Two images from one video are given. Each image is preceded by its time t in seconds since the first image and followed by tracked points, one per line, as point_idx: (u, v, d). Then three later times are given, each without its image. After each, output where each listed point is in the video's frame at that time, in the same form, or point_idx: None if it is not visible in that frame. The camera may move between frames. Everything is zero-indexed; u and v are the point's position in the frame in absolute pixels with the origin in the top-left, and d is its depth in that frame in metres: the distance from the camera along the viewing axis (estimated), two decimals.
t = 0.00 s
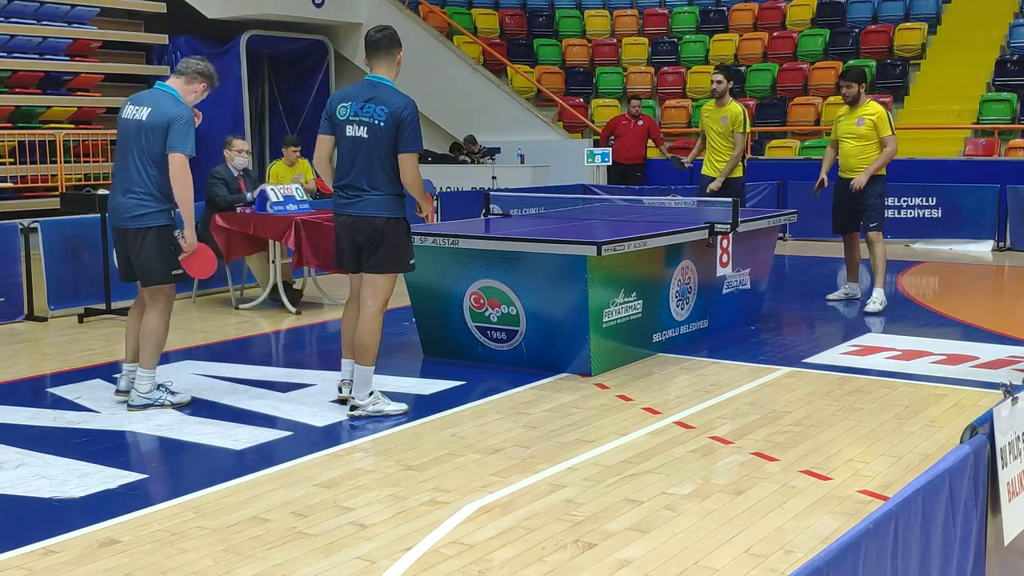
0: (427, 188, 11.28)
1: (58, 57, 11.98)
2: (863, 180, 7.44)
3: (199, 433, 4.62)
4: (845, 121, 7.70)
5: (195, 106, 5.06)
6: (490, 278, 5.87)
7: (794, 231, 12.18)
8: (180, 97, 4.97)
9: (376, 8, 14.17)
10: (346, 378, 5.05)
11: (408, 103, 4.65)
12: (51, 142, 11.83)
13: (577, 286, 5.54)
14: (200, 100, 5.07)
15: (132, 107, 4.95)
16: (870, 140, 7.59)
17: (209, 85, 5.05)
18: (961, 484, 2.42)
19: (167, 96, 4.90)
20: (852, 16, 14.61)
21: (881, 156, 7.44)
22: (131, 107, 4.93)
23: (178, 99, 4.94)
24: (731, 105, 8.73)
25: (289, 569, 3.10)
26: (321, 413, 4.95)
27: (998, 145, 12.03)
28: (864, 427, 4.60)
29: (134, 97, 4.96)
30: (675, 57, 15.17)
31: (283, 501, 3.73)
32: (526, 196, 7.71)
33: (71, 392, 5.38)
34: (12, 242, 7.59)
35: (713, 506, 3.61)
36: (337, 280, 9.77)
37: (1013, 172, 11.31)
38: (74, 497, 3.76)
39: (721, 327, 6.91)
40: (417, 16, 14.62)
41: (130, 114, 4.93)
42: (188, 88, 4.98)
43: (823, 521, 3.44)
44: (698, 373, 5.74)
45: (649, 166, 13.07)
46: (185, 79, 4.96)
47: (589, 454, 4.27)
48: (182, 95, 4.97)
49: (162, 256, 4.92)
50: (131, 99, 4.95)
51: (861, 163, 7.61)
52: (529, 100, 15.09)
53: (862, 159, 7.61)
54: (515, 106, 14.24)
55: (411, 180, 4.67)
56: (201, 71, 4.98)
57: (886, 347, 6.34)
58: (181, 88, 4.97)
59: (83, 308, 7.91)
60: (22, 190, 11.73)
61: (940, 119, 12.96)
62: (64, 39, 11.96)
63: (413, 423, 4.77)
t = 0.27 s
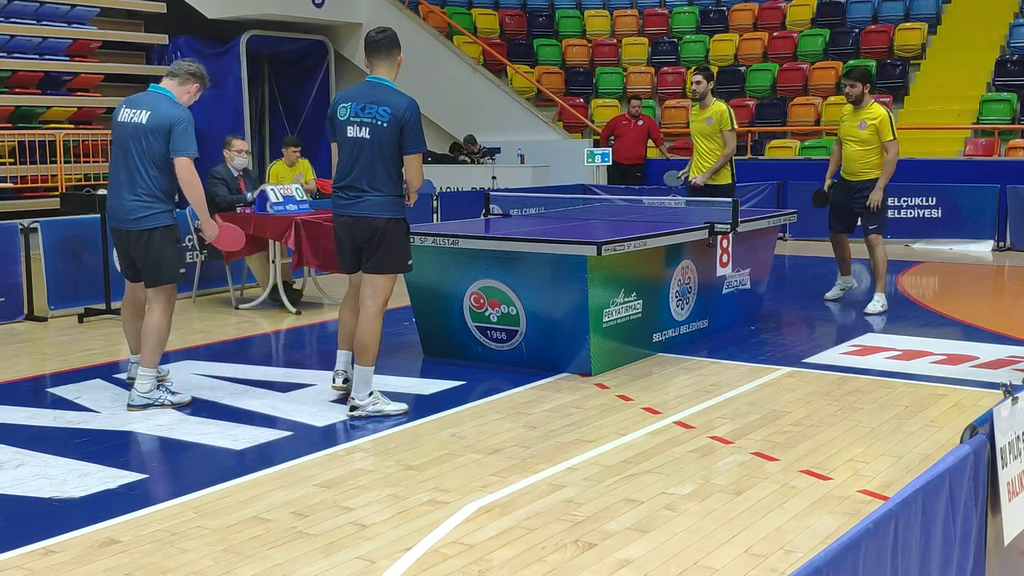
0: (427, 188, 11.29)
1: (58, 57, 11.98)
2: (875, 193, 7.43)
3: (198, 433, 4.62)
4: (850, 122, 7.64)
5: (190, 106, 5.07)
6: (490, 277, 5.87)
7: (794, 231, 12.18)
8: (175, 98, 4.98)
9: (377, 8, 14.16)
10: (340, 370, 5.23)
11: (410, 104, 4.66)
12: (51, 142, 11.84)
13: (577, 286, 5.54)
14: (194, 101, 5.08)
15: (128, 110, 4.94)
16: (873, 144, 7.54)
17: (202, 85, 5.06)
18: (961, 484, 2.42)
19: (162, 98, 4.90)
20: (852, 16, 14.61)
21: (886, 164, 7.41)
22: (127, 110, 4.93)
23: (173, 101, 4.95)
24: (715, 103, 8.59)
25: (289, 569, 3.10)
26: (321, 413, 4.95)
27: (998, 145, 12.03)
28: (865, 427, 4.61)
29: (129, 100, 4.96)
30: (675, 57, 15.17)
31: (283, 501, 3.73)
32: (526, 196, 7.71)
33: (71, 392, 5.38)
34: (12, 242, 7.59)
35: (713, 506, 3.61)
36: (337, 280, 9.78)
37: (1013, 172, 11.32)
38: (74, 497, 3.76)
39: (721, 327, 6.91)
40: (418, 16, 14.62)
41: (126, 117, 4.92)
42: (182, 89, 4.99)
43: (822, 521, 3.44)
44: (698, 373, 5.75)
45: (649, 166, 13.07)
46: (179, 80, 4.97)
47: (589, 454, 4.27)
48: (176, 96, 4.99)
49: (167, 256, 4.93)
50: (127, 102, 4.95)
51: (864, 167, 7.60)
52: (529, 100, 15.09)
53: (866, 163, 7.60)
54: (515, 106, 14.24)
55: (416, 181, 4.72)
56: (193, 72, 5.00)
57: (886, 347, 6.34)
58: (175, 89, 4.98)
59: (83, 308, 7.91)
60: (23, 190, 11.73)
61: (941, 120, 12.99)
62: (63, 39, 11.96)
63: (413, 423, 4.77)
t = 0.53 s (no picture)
0: (427, 188, 11.29)
1: (58, 57, 11.98)
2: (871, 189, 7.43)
3: (199, 433, 4.62)
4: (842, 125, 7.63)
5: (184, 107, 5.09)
6: (490, 277, 5.87)
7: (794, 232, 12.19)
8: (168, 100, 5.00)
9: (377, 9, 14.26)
10: (347, 375, 5.27)
11: (411, 104, 4.67)
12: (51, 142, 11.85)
13: (577, 286, 5.54)
14: (187, 100, 5.08)
15: (125, 115, 4.97)
16: (866, 146, 7.57)
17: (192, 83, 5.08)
18: (961, 484, 2.42)
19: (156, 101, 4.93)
20: (852, 16, 14.61)
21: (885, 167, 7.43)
22: (123, 115, 4.96)
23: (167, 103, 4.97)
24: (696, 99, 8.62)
25: (289, 569, 3.10)
26: (321, 413, 4.95)
27: (998, 145, 12.03)
28: (864, 427, 4.61)
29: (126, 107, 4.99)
30: (675, 57, 15.18)
31: (284, 501, 3.73)
32: (526, 196, 7.71)
33: (71, 392, 5.38)
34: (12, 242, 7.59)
35: (713, 506, 3.61)
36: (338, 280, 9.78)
37: (1013, 172, 11.33)
38: (74, 497, 3.76)
39: (721, 327, 6.91)
40: (417, 16, 14.62)
41: (122, 122, 4.95)
42: (174, 90, 5.01)
43: (822, 521, 3.44)
44: (698, 373, 5.75)
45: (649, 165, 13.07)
46: (170, 81, 4.99)
47: (589, 454, 4.27)
48: (168, 97, 5.00)
49: (167, 254, 4.93)
50: (124, 109, 4.98)
51: (858, 169, 7.61)
52: (529, 100, 15.09)
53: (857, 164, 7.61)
54: (516, 106, 14.23)
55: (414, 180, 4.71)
56: (181, 72, 5.02)
57: (886, 347, 6.34)
58: (168, 91, 5.01)
59: (83, 308, 7.92)
60: (23, 190, 11.73)
61: (941, 120, 12.99)
62: (63, 39, 11.96)
63: (414, 423, 4.77)
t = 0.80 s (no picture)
0: (427, 188, 11.30)
1: (58, 57, 11.98)
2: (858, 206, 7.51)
3: (199, 433, 4.62)
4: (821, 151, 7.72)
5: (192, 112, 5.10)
6: (490, 277, 5.87)
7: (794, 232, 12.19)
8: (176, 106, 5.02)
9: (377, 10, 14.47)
10: (350, 373, 5.31)
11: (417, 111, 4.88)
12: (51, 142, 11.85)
13: (577, 286, 5.54)
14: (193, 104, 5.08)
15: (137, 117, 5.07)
16: (846, 168, 7.70)
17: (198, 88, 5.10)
18: (961, 484, 2.42)
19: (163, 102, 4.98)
20: (852, 16, 14.61)
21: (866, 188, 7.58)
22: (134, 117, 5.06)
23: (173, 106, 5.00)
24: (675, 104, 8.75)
25: (290, 569, 3.10)
26: (321, 413, 4.95)
27: (998, 145, 12.03)
28: (864, 427, 4.61)
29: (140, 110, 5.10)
30: (675, 57, 15.18)
31: (284, 501, 3.73)
32: (526, 196, 7.72)
33: (71, 392, 5.39)
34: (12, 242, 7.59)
35: (713, 506, 3.61)
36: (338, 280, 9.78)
37: (1013, 173, 11.33)
38: (74, 497, 3.76)
39: (721, 327, 6.92)
40: (417, 16, 14.63)
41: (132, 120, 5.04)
42: (180, 96, 5.03)
43: (823, 521, 3.44)
44: (698, 373, 5.75)
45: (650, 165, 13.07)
46: (173, 89, 5.00)
47: (589, 454, 4.27)
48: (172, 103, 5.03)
49: (158, 244, 4.91)
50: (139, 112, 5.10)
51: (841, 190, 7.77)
52: (529, 100, 15.09)
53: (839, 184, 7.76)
54: (516, 106, 14.23)
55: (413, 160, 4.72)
56: (183, 76, 5.02)
57: (886, 347, 6.34)
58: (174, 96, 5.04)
59: (83, 308, 7.92)
60: (23, 190, 11.73)
61: (941, 120, 13.00)
62: (63, 39, 11.96)
63: (414, 423, 4.77)
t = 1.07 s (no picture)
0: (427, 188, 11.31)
1: (58, 57, 11.98)
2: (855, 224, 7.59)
3: (199, 433, 4.62)
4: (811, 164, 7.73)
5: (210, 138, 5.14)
6: (490, 278, 5.87)
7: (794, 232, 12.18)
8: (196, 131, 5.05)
9: (376, 6, 14.46)
10: (351, 373, 5.32)
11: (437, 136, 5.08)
12: (51, 142, 11.85)
13: (577, 286, 5.54)
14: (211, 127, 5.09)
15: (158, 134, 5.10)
16: (839, 175, 7.74)
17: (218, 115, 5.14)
18: (961, 484, 2.42)
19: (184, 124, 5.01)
20: (852, 16, 14.61)
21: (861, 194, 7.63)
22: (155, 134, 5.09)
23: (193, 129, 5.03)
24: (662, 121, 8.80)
25: (289, 569, 3.10)
26: (321, 413, 4.95)
27: (998, 145, 12.02)
28: (865, 427, 4.61)
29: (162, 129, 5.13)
30: (675, 58, 15.18)
31: (284, 501, 3.73)
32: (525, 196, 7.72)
33: (71, 391, 5.39)
34: (12, 242, 7.58)
35: (713, 506, 3.61)
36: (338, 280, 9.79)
37: (1013, 172, 11.33)
38: (74, 497, 3.76)
39: (721, 327, 6.92)
40: (417, 16, 14.63)
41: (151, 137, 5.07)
42: (201, 122, 5.06)
43: (823, 521, 3.44)
44: (698, 373, 5.75)
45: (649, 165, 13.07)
46: (194, 113, 5.03)
47: (589, 454, 4.27)
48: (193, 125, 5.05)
49: (160, 260, 4.87)
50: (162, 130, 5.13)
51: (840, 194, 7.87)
52: (530, 100, 15.10)
53: (836, 188, 7.86)
54: (516, 106, 14.22)
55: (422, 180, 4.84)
56: (205, 101, 5.04)
57: (886, 347, 6.34)
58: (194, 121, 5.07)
59: (83, 308, 7.92)
60: (23, 190, 11.72)
61: (941, 120, 13.00)
62: (63, 39, 11.96)
63: (414, 423, 4.76)
